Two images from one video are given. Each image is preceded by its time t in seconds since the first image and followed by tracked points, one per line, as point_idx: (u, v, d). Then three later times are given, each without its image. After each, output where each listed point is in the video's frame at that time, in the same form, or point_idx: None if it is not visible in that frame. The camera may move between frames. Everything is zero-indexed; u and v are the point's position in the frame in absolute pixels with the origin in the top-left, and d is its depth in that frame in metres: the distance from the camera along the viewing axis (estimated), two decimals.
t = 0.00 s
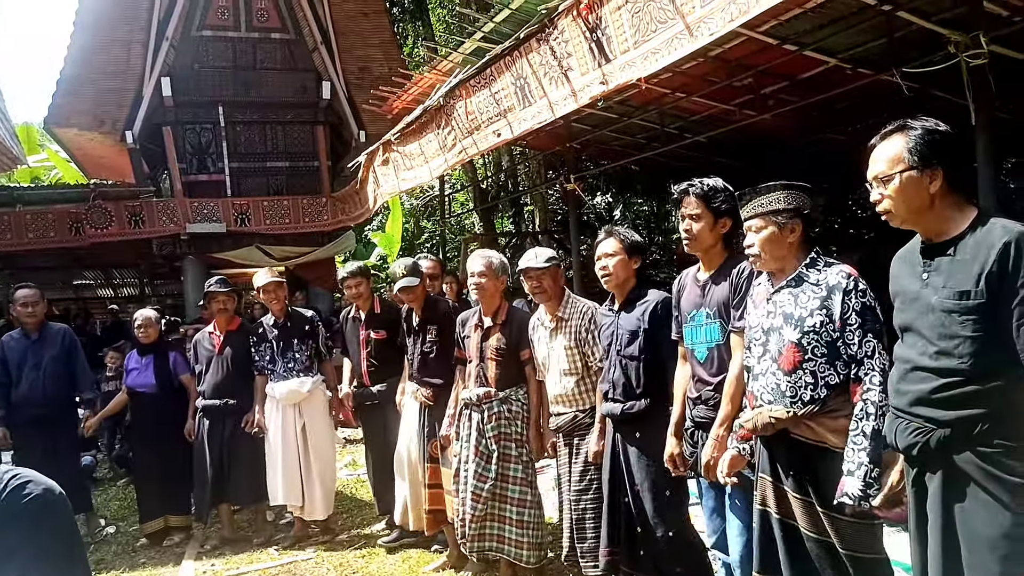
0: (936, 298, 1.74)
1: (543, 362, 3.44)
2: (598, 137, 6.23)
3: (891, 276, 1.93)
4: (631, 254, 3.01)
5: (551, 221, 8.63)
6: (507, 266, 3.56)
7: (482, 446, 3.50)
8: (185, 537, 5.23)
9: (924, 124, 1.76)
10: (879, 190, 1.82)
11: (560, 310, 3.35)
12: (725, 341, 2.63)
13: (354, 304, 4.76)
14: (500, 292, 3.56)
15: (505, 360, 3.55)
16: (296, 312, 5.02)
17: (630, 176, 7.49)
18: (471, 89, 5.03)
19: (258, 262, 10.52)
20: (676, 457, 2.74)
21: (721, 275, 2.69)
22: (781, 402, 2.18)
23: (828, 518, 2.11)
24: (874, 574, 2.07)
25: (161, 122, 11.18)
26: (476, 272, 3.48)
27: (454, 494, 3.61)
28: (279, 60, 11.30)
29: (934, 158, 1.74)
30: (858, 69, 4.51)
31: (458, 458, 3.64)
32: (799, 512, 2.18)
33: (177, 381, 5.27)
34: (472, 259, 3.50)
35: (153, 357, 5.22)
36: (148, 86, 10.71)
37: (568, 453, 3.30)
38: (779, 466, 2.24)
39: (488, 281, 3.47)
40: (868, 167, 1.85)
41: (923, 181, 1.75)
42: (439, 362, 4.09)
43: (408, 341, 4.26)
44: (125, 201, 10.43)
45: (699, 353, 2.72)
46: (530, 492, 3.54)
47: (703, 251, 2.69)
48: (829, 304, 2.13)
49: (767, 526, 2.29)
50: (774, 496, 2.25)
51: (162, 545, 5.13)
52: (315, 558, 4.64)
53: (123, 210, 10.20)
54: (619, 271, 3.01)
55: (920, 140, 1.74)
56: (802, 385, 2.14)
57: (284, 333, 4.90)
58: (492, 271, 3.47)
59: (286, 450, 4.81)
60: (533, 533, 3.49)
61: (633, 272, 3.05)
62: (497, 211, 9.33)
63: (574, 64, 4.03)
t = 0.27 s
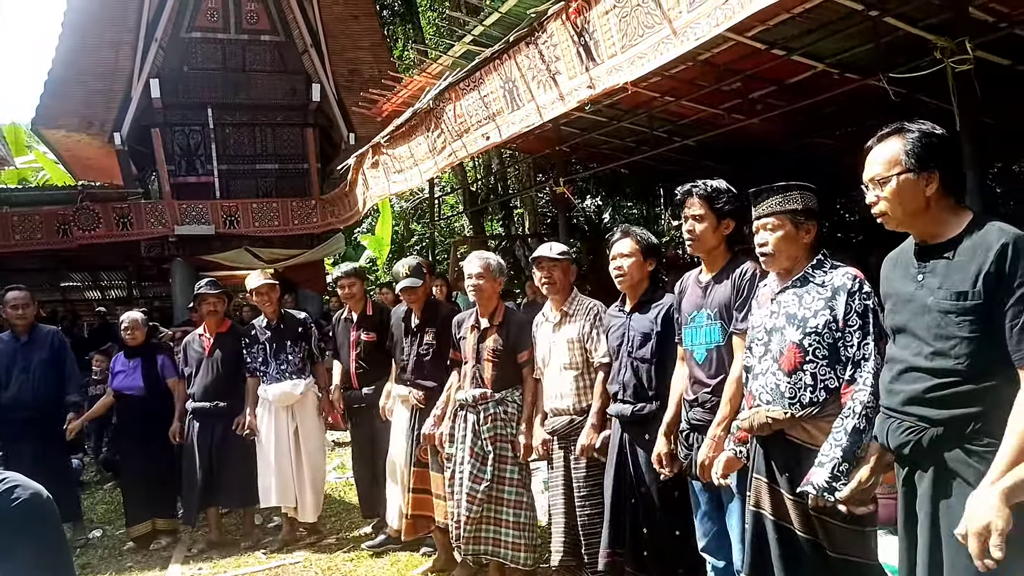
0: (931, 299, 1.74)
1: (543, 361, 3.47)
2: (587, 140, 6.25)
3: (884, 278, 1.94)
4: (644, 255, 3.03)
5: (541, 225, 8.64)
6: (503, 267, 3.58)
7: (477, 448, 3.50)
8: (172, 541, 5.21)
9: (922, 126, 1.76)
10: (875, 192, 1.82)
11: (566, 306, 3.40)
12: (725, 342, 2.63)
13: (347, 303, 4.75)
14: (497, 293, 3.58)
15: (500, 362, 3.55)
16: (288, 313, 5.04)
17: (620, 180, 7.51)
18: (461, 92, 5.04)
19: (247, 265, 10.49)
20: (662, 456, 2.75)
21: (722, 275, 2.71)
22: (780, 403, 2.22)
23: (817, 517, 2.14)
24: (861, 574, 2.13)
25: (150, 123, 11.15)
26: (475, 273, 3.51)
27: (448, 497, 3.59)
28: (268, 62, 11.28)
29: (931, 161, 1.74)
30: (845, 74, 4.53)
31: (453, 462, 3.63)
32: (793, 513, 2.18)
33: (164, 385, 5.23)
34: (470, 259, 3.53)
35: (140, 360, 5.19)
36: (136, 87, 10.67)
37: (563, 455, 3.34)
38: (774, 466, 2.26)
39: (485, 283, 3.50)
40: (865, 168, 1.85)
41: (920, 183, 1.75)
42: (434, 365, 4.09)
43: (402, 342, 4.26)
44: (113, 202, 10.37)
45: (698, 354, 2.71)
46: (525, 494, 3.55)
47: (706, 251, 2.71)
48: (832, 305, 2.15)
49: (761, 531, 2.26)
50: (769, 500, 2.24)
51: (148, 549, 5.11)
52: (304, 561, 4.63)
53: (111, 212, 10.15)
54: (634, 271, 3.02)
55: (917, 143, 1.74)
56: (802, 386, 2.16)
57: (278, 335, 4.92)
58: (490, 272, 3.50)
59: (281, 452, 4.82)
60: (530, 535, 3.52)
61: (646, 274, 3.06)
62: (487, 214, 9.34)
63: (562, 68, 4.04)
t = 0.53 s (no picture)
0: (926, 299, 1.74)
1: (552, 363, 3.47)
2: (578, 145, 6.25)
3: (884, 279, 1.93)
4: (657, 258, 3.04)
5: (532, 229, 8.64)
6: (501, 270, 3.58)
7: (474, 451, 3.50)
8: (159, 546, 5.18)
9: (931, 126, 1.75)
10: (879, 190, 1.80)
11: (584, 306, 3.42)
12: (732, 343, 2.62)
13: (347, 304, 4.78)
14: (496, 296, 3.58)
15: (501, 364, 3.54)
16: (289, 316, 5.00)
17: (611, 184, 7.51)
18: (452, 96, 5.03)
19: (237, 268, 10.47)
20: (622, 419, 2.75)
21: (732, 275, 2.71)
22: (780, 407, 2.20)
23: (819, 524, 2.13)
24: None
25: (139, 126, 11.10)
26: (471, 278, 3.52)
27: (445, 499, 3.60)
28: (258, 65, 11.25)
29: (938, 163, 1.73)
30: (834, 80, 4.54)
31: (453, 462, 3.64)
32: (792, 518, 2.16)
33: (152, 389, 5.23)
34: (467, 263, 3.54)
35: (129, 364, 5.18)
36: (126, 90, 10.63)
37: (564, 458, 3.33)
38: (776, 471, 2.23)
39: (482, 288, 3.52)
40: (869, 166, 1.83)
41: (926, 184, 1.74)
42: (429, 369, 4.04)
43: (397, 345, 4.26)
44: (102, 205, 10.32)
45: (704, 353, 2.69)
46: (524, 498, 3.55)
47: (719, 253, 2.70)
48: (838, 310, 2.13)
49: (761, 536, 2.25)
50: (770, 505, 2.21)
51: (135, 554, 5.08)
52: (292, 566, 4.59)
53: (99, 215, 10.09)
54: (648, 276, 3.02)
55: (926, 142, 1.72)
56: (805, 392, 2.14)
57: (278, 336, 4.87)
58: (486, 276, 3.51)
59: (276, 456, 4.78)
60: (527, 538, 3.52)
61: (660, 279, 3.07)
62: (478, 218, 9.33)
63: (551, 73, 4.04)
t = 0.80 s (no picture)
0: (931, 305, 1.73)
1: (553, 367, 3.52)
2: (571, 150, 6.25)
3: (891, 286, 1.92)
4: (661, 265, 3.02)
5: (524, 234, 8.64)
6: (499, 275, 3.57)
7: (470, 457, 3.47)
8: (148, 551, 5.13)
9: (946, 126, 1.73)
10: (892, 191, 1.78)
11: (590, 310, 3.45)
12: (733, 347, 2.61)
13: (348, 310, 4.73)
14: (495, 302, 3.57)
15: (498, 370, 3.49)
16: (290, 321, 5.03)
17: (603, 190, 7.52)
18: (444, 100, 5.02)
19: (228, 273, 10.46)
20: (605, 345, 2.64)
21: (741, 281, 2.70)
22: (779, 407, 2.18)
23: (820, 535, 2.11)
24: None
25: (130, 129, 11.06)
26: (467, 284, 3.51)
27: (442, 505, 3.58)
28: (250, 69, 11.24)
29: (953, 165, 1.71)
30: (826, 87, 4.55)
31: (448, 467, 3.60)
32: (792, 526, 2.17)
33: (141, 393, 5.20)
34: (461, 271, 3.53)
35: (120, 368, 5.17)
36: (117, 93, 10.60)
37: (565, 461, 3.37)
38: (778, 480, 2.23)
39: (478, 295, 3.50)
40: (882, 167, 1.81)
41: (941, 187, 1.71)
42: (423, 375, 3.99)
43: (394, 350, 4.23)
44: (92, 208, 10.24)
45: (705, 357, 2.69)
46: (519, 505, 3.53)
47: (727, 259, 2.68)
48: (841, 317, 2.12)
49: (762, 541, 2.28)
50: (770, 513, 2.24)
51: (124, 559, 5.02)
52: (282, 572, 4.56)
53: (89, 219, 10.01)
54: (651, 283, 3.00)
55: (941, 143, 1.70)
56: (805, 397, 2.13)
57: (277, 340, 4.90)
58: (480, 283, 3.49)
59: (270, 462, 4.75)
60: (522, 544, 3.50)
61: (664, 286, 3.04)
62: (470, 223, 9.32)
63: (543, 78, 4.04)
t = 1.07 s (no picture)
0: (932, 310, 1.69)
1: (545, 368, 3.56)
2: (562, 151, 6.29)
3: (897, 284, 1.88)
4: (652, 265, 3.06)
5: (516, 235, 8.68)
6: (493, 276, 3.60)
7: (465, 457, 3.50)
8: (141, 552, 5.12)
9: (955, 127, 1.68)
10: (898, 192, 1.74)
11: (579, 312, 3.50)
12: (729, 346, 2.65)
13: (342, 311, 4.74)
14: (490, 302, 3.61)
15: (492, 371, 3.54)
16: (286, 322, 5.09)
17: (594, 191, 7.57)
18: (436, 102, 5.05)
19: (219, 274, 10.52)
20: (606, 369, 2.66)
21: (734, 282, 2.73)
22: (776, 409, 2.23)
23: (817, 533, 2.16)
24: None
25: (122, 131, 11.06)
26: (461, 284, 3.55)
27: (437, 505, 3.61)
28: (242, 71, 11.26)
29: (961, 167, 1.66)
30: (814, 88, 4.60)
31: (444, 467, 3.65)
32: (789, 525, 2.21)
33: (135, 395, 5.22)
34: (456, 272, 3.56)
35: (115, 369, 5.19)
36: (109, 95, 10.60)
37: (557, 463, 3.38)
38: (775, 479, 2.27)
39: (473, 295, 3.53)
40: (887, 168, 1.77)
41: (948, 189, 1.67)
42: (415, 375, 4.01)
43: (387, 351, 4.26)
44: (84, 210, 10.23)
45: (699, 358, 2.73)
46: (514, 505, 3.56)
47: (718, 259, 2.72)
48: (838, 316, 2.17)
49: (758, 540, 2.31)
50: (768, 512, 2.27)
51: (117, 560, 5.02)
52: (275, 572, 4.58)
53: (81, 220, 10.00)
54: (642, 283, 3.05)
55: (949, 145, 1.66)
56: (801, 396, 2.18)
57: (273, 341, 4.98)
58: (475, 283, 3.52)
59: (267, 463, 4.78)
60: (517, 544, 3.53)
61: (656, 286, 3.09)
62: (461, 224, 9.36)
63: (535, 80, 4.08)
